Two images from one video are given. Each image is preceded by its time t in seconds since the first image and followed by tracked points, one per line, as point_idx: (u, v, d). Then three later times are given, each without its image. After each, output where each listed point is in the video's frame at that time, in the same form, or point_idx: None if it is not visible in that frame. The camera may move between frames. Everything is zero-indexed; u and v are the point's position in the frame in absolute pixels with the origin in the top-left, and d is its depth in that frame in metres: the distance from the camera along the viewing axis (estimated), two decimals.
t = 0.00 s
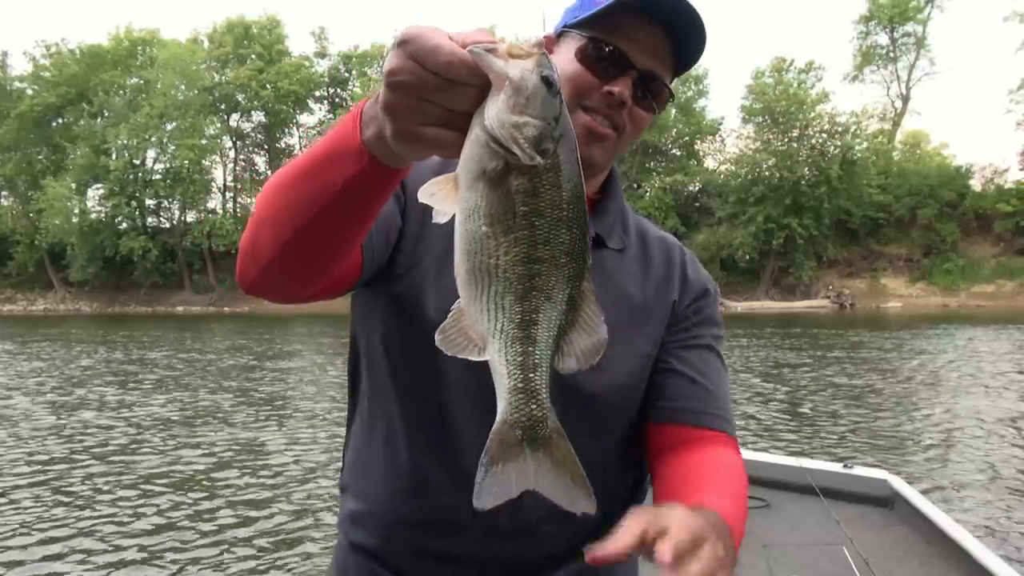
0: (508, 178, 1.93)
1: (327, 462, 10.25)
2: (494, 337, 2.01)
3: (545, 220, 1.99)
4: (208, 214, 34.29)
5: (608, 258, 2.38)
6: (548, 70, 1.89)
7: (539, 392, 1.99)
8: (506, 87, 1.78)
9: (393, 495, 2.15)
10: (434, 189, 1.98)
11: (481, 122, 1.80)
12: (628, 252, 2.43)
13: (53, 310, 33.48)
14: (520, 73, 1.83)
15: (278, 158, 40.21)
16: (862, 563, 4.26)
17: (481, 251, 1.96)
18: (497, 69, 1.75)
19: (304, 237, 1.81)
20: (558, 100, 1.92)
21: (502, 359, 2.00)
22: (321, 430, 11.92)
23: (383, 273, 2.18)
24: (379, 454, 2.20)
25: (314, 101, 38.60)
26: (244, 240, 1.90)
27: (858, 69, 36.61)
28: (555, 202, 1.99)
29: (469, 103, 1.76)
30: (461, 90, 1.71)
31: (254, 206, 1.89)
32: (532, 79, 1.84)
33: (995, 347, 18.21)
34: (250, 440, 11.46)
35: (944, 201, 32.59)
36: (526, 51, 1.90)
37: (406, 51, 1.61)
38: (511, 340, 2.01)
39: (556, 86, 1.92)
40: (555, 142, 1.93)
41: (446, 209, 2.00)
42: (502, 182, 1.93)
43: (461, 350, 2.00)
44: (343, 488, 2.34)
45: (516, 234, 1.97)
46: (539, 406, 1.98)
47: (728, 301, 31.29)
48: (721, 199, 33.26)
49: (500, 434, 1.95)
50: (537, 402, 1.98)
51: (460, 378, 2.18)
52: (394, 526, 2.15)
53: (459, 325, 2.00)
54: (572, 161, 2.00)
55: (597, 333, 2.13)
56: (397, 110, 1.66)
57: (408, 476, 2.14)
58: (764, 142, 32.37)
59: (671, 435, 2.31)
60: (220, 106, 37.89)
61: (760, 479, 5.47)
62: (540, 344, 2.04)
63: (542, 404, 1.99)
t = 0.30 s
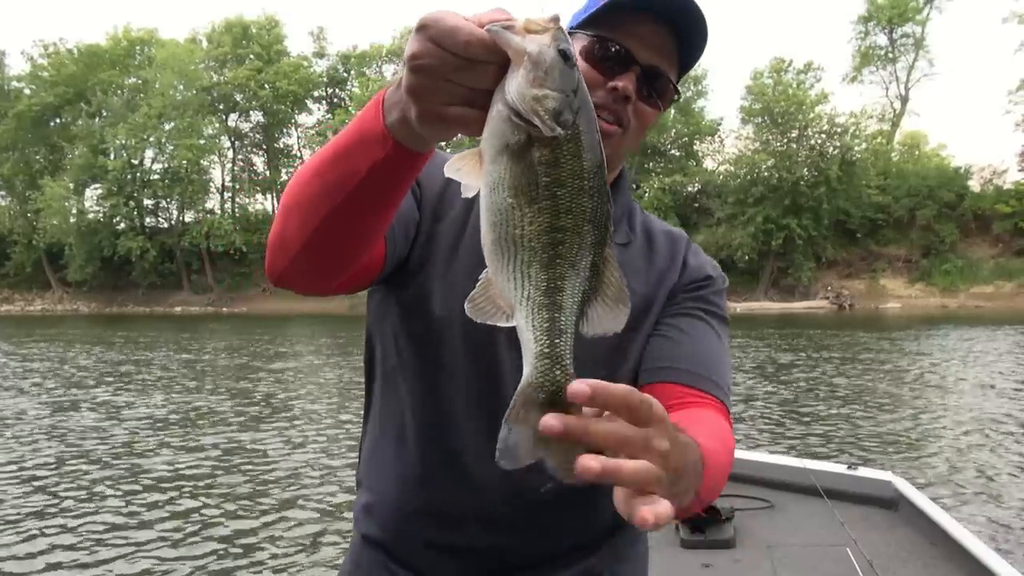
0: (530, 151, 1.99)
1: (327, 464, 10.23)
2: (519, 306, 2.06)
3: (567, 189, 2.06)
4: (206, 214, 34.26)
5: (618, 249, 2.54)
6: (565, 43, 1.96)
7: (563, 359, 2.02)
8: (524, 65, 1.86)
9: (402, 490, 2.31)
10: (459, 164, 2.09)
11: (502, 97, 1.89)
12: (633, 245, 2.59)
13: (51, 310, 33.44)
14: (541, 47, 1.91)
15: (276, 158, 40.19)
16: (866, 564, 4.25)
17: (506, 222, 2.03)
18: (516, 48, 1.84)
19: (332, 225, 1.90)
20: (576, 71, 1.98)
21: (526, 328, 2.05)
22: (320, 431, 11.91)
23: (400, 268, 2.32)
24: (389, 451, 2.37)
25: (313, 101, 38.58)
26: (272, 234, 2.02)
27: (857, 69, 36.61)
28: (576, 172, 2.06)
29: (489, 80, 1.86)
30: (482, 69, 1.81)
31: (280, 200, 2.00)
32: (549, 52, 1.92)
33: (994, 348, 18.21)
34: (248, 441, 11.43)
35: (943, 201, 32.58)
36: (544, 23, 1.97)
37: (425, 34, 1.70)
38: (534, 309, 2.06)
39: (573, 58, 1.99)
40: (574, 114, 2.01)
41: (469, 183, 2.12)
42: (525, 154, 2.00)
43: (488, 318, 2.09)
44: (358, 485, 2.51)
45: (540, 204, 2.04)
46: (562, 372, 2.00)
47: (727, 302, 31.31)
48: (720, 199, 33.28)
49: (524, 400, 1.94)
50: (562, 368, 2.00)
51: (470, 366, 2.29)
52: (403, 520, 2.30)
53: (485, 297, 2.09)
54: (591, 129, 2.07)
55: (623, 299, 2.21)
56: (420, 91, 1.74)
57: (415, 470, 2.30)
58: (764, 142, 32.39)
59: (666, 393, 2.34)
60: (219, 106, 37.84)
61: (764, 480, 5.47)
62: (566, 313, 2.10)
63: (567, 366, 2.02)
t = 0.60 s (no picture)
0: (532, 158, 1.97)
1: (326, 466, 10.21)
2: (515, 319, 2.08)
3: (567, 200, 2.04)
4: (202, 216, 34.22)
5: (622, 259, 2.54)
6: (566, 46, 1.95)
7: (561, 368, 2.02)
8: (525, 66, 1.85)
9: (405, 492, 2.30)
10: (459, 168, 2.07)
11: (504, 100, 1.87)
12: (641, 253, 2.59)
13: (45, 313, 33.31)
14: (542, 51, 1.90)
15: (271, 160, 40.16)
16: (867, 566, 4.25)
17: (506, 228, 2.00)
18: (516, 48, 1.83)
19: (336, 229, 1.91)
20: (578, 74, 1.97)
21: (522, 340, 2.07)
22: (318, 433, 11.88)
23: (407, 273, 2.31)
24: (395, 451, 2.35)
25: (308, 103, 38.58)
26: (277, 240, 2.02)
27: (853, 71, 36.70)
28: (577, 180, 2.04)
29: (491, 83, 1.85)
30: (484, 70, 1.80)
31: (286, 205, 2.00)
32: (551, 54, 1.90)
33: (989, 349, 18.25)
34: (246, 444, 11.39)
35: (939, 202, 32.65)
36: (546, 25, 1.95)
37: (426, 38, 1.71)
38: (531, 319, 2.08)
39: (574, 62, 1.97)
40: (576, 115, 1.98)
41: (471, 188, 2.09)
42: (526, 159, 1.96)
43: (487, 333, 2.09)
44: (362, 484, 2.49)
45: (538, 211, 2.02)
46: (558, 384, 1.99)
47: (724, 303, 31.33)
48: (716, 201, 33.31)
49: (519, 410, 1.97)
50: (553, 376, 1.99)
51: (475, 370, 2.28)
52: (406, 522, 2.29)
53: (483, 310, 2.09)
54: (594, 134, 2.04)
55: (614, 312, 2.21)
56: (423, 95, 1.75)
57: (420, 473, 2.29)
58: (760, 144, 32.45)
59: (659, 416, 2.37)
60: (215, 107, 37.77)
61: (765, 482, 5.46)
62: (556, 328, 2.10)
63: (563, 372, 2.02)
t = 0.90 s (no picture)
0: (535, 175, 1.95)
1: (323, 471, 10.17)
2: (519, 340, 2.06)
3: (571, 218, 2.02)
4: (198, 220, 34.15)
5: (626, 262, 2.53)
6: (568, 59, 1.93)
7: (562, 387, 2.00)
8: (526, 82, 1.83)
9: (408, 495, 2.28)
10: (462, 187, 2.06)
11: (505, 117, 1.85)
12: (644, 256, 2.58)
13: (40, 317, 33.16)
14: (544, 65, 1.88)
15: (266, 163, 40.12)
16: (867, 567, 4.24)
17: (509, 247, 1.98)
18: (517, 63, 1.81)
19: (337, 241, 1.90)
20: (579, 88, 1.95)
21: (526, 357, 2.04)
22: (314, 438, 11.84)
23: (407, 279, 2.29)
24: (398, 454, 2.33)
25: (304, 106, 38.61)
26: (278, 250, 2.01)
27: (847, 73, 36.83)
28: (580, 196, 2.02)
29: (491, 99, 1.83)
30: (484, 87, 1.78)
31: (286, 214, 1.99)
32: (551, 70, 1.88)
33: (985, 350, 18.28)
34: (242, 448, 11.34)
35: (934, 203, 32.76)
36: (546, 39, 1.94)
37: (425, 54, 1.69)
38: (534, 338, 2.04)
39: (577, 76, 1.95)
40: (579, 130, 1.95)
41: (474, 208, 2.07)
42: (528, 177, 1.95)
43: (490, 353, 2.08)
44: (364, 488, 2.48)
45: (543, 230, 2.00)
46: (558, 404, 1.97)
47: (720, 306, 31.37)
48: (712, 203, 33.39)
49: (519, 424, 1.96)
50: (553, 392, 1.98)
51: (478, 378, 2.26)
52: (409, 527, 2.28)
53: (489, 331, 2.07)
54: (597, 148, 2.02)
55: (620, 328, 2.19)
56: (422, 112, 1.73)
57: (423, 481, 2.27)
58: (756, 146, 32.54)
59: (658, 425, 2.37)
60: (210, 111, 37.72)
61: (767, 484, 5.45)
62: (562, 350, 2.07)
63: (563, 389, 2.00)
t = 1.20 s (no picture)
0: (530, 186, 1.94)
1: (320, 474, 10.12)
2: (516, 354, 2.04)
3: (566, 230, 2.01)
4: (192, 222, 34.08)
5: (624, 263, 2.51)
6: (563, 72, 1.92)
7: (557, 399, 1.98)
8: (521, 94, 1.82)
9: (408, 500, 2.25)
10: (457, 198, 2.05)
11: (500, 128, 1.84)
12: (642, 256, 2.56)
13: (33, 321, 33.02)
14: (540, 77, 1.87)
15: (261, 166, 40.08)
16: (868, 568, 4.23)
17: (505, 259, 1.97)
18: (512, 77, 1.80)
19: (331, 250, 1.88)
20: (575, 99, 1.94)
21: (523, 370, 2.02)
22: (311, 441, 11.78)
23: (403, 284, 2.27)
24: (397, 457, 2.31)
25: (298, 108, 38.59)
26: (271, 258, 1.99)
27: (841, 75, 36.93)
28: (575, 206, 2.01)
29: (487, 111, 1.81)
30: (479, 98, 1.77)
31: (281, 220, 1.97)
32: (546, 83, 1.87)
33: (981, 350, 18.30)
34: (237, 452, 11.28)
35: (929, 204, 32.84)
36: (542, 52, 1.93)
37: (420, 66, 1.68)
38: (531, 350, 2.03)
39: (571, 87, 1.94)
40: (574, 144, 1.95)
41: (469, 219, 2.06)
42: (524, 189, 1.94)
43: (486, 366, 2.06)
44: (362, 492, 2.46)
45: (538, 241, 1.99)
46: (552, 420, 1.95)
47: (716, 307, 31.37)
48: (708, 204, 33.44)
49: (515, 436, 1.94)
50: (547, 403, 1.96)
51: (475, 384, 2.24)
52: (409, 531, 2.25)
53: (485, 347, 2.06)
54: (593, 160, 2.02)
55: (616, 340, 2.18)
56: (417, 124, 1.72)
57: (421, 487, 2.24)
58: (751, 147, 32.59)
59: (658, 428, 2.35)
60: (204, 113, 37.65)
61: (769, 485, 5.43)
62: (559, 363, 2.04)
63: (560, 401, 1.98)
